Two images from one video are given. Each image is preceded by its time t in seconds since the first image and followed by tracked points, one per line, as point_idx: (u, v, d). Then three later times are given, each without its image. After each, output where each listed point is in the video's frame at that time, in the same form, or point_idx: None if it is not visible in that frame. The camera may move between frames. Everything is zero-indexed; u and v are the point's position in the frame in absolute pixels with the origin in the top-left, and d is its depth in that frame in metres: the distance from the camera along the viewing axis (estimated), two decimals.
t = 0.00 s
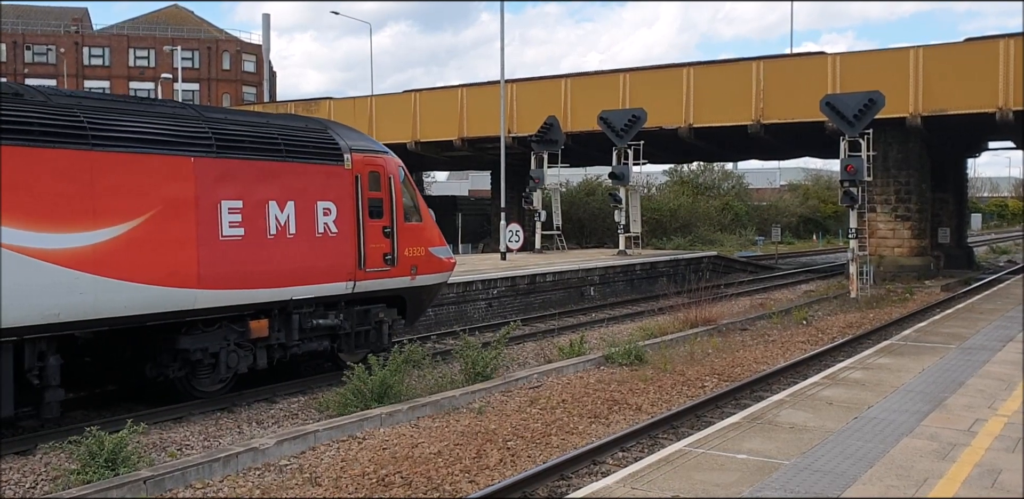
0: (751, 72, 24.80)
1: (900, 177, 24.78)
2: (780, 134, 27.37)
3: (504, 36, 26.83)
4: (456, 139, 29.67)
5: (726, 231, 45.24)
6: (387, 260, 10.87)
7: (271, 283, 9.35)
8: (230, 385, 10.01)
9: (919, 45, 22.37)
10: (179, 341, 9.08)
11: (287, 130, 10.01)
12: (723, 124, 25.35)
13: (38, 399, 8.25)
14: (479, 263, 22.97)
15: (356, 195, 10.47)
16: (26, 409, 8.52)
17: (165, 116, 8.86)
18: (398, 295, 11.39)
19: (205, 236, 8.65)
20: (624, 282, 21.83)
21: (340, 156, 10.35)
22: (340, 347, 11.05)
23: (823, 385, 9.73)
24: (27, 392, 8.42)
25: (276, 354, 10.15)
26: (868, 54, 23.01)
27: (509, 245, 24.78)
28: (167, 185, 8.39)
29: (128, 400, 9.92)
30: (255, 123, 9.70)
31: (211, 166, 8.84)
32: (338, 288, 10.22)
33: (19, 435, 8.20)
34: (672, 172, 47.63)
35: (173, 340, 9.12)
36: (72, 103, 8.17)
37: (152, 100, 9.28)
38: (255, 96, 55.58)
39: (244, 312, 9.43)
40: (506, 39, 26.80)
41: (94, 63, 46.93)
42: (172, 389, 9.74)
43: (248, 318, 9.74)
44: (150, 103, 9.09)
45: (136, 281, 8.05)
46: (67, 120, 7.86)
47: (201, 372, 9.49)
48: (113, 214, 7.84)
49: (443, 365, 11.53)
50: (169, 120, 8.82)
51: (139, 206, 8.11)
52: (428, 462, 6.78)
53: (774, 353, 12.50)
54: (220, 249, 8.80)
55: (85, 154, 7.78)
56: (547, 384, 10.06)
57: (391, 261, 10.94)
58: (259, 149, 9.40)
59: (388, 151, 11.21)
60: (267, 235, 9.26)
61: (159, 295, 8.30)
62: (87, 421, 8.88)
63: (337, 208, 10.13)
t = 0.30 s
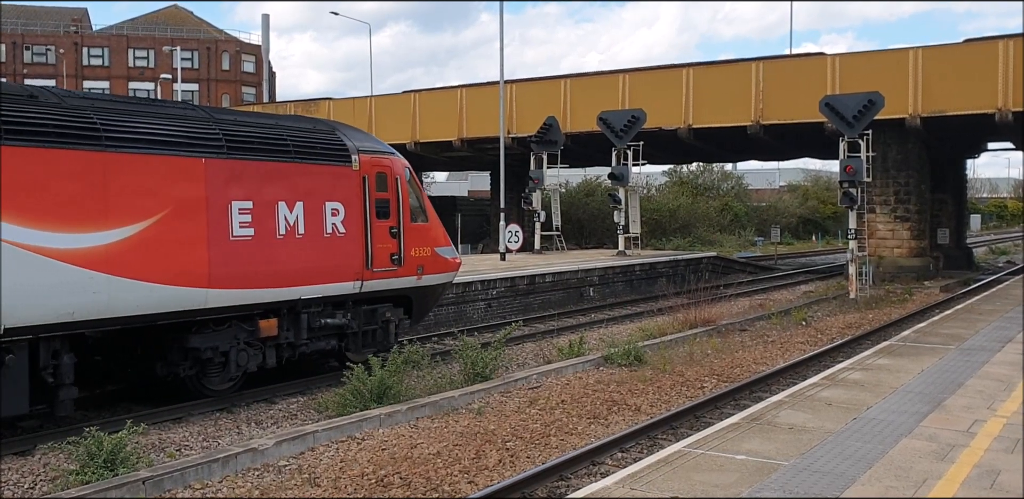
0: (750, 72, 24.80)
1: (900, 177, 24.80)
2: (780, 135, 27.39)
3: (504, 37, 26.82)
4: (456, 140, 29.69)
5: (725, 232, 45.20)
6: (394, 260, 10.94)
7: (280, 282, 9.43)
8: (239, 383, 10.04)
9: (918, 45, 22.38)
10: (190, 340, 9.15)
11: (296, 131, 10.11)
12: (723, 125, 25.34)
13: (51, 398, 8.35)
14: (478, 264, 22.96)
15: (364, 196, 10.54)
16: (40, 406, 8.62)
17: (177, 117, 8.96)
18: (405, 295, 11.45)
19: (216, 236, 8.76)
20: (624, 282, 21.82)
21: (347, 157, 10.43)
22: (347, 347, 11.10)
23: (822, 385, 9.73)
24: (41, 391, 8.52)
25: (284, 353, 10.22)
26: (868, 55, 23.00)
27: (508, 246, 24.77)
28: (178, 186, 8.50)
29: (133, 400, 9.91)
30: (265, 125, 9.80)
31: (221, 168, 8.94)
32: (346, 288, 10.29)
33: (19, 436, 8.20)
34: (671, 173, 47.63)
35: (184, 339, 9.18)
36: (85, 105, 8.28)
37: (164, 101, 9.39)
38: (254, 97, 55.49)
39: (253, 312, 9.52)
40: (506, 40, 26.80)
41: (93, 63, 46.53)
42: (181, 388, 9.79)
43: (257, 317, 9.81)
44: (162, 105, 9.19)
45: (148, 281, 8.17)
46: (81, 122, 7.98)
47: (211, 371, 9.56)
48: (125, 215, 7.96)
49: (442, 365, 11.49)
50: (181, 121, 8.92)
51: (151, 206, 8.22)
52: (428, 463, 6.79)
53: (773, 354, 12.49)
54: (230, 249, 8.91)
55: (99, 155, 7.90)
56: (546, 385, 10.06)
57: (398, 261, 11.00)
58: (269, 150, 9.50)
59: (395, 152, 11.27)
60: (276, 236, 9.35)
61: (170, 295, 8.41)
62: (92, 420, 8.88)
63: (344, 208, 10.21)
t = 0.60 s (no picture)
0: (749, 73, 24.79)
1: (898, 178, 24.82)
2: (778, 136, 27.41)
3: (503, 38, 26.82)
4: (454, 140, 29.69)
5: (723, 233, 45.17)
6: (401, 260, 11.06)
7: (290, 282, 9.54)
8: (248, 382, 10.14)
9: (917, 46, 22.40)
10: (202, 339, 9.25)
11: (306, 133, 10.22)
12: (722, 126, 25.35)
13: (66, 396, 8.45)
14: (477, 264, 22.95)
15: (371, 197, 10.66)
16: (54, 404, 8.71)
17: (189, 119, 9.06)
18: (411, 295, 11.59)
19: (228, 237, 8.88)
20: (622, 283, 21.82)
21: (356, 158, 10.54)
22: (355, 346, 11.21)
23: (820, 386, 9.73)
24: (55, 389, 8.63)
25: (294, 352, 10.34)
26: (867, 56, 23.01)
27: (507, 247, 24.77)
28: (191, 187, 8.60)
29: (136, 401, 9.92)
30: (275, 127, 9.92)
31: (233, 169, 9.05)
32: (355, 288, 10.41)
33: (19, 437, 8.19)
34: (669, 173, 47.67)
35: (195, 338, 9.28)
36: (100, 107, 8.38)
37: (175, 104, 9.49)
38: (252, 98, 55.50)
39: (263, 311, 9.63)
40: (505, 41, 26.79)
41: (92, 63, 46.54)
42: (190, 387, 9.88)
43: (267, 317, 9.91)
44: (174, 107, 9.30)
45: (161, 281, 8.27)
46: (96, 124, 8.07)
47: (222, 370, 9.67)
48: (139, 216, 8.06)
49: (442, 367, 11.49)
50: (193, 123, 9.01)
51: (165, 208, 8.33)
52: (427, 464, 6.78)
53: (771, 355, 12.50)
54: (241, 250, 9.02)
55: (114, 156, 8.00)
56: (545, 386, 10.06)
57: (405, 261, 11.12)
58: (279, 152, 9.62)
59: (401, 153, 11.40)
60: (286, 236, 9.47)
61: (183, 295, 8.51)
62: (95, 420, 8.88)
63: (353, 209, 10.33)
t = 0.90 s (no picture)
0: (749, 74, 24.77)
1: (897, 179, 24.83)
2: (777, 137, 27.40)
3: (502, 38, 26.81)
4: (454, 141, 29.71)
5: (722, 234, 45.13)
6: (409, 260, 11.18)
7: (300, 281, 9.67)
8: (259, 380, 10.33)
9: (916, 47, 22.40)
10: (214, 338, 9.45)
11: (316, 135, 10.35)
12: (721, 127, 25.34)
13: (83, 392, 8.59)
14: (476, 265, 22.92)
15: (380, 198, 10.78)
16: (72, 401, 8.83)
17: (202, 121, 9.20)
18: (419, 295, 11.72)
19: (240, 237, 9.02)
20: (621, 284, 21.82)
21: (365, 160, 10.66)
22: (364, 345, 11.30)
23: (819, 387, 9.73)
24: (72, 385, 8.75)
25: (304, 350, 10.50)
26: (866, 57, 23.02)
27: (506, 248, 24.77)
28: (205, 188, 8.75)
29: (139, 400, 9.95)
30: (286, 129, 10.05)
31: (245, 170, 9.19)
32: (364, 288, 10.52)
33: (17, 438, 8.19)
34: (669, 174, 47.78)
35: (207, 337, 9.47)
36: (115, 109, 8.52)
37: (188, 106, 9.63)
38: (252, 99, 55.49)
39: (274, 310, 9.76)
40: (504, 42, 26.79)
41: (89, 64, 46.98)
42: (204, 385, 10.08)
43: (278, 315, 10.05)
44: (187, 109, 9.44)
45: (175, 280, 8.43)
46: (112, 125, 8.22)
47: (234, 368, 9.88)
48: (153, 216, 8.22)
49: (441, 367, 11.47)
50: (206, 125, 9.16)
51: (179, 208, 8.48)
52: (426, 464, 6.78)
53: (771, 355, 12.50)
54: (253, 250, 9.17)
55: (129, 158, 8.14)
56: (545, 386, 10.07)
57: (412, 261, 11.25)
58: (290, 154, 9.76)
59: (409, 154, 11.50)
60: (297, 237, 9.59)
61: (196, 294, 8.66)
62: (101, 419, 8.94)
63: (362, 210, 10.44)
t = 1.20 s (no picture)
0: (748, 75, 24.76)
1: (897, 180, 24.85)
2: (776, 137, 27.40)
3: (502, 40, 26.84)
4: (453, 142, 29.74)
5: (722, 234, 45.15)
6: (417, 260, 11.40)
7: (312, 281, 9.84)
8: (271, 379, 10.50)
9: (915, 48, 22.39)
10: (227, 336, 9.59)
11: (326, 136, 10.51)
12: (720, 127, 25.36)
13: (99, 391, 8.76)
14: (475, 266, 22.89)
15: (389, 199, 10.97)
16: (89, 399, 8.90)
17: (216, 123, 9.33)
18: (428, 294, 11.99)
19: (253, 237, 9.16)
20: (621, 284, 21.82)
21: (374, 161, 10.85)
22: (373, 344, 11.53)
23: (818, 388, 9.72)
24: (90, 383, 8.87)
25: (315, 349, 10.69)
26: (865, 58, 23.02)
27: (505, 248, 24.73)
28: (219, 189, 8.88)
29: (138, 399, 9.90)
30: (297, 130, 10.20)
31: (258, 171, 9.34)
32: (373, 287, 10.74)
33: (17, 438, 8.20)
34: (669, 174, 48.13)
35: (221, 335, 9.61)
36: (131, 111, 8.63)
37: (201, 108, 9.75)
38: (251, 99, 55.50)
39: (287, 309, 9.95)
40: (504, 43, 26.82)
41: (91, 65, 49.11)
42: (216, 384, 10.21)
43: (290, 314, 10.23)
44: (200, 111, 9.56)
45: (190, 280, 8.55)
46: (128, 127, 8.33)
47: (247, 367, 10.02)
48: (169, 216, 8.34)
49: (439, 367, 11.47)
50: (220, 127, 9.29)
51: (194, 208, 8.60)
52: (425, 465, 6.78)
53: (771, 356, 12.49)
54: (267, 250, 9.32)
55: (146, 159, 8.26)
56: (544, 387, 10.07)
57: (420, 261, 11.47)
58: (302, 155, 9.91)
59: (417, 156, 11.70)
60: (308, 236, 9.76)
61: (211, 293, 8.79)
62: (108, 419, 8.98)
63: (371, 211, 10.64)
